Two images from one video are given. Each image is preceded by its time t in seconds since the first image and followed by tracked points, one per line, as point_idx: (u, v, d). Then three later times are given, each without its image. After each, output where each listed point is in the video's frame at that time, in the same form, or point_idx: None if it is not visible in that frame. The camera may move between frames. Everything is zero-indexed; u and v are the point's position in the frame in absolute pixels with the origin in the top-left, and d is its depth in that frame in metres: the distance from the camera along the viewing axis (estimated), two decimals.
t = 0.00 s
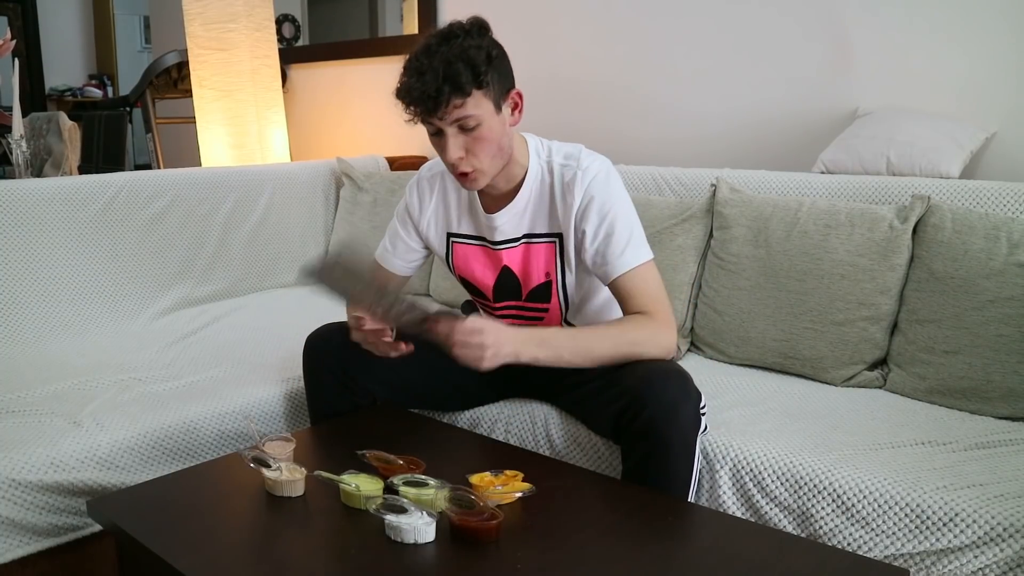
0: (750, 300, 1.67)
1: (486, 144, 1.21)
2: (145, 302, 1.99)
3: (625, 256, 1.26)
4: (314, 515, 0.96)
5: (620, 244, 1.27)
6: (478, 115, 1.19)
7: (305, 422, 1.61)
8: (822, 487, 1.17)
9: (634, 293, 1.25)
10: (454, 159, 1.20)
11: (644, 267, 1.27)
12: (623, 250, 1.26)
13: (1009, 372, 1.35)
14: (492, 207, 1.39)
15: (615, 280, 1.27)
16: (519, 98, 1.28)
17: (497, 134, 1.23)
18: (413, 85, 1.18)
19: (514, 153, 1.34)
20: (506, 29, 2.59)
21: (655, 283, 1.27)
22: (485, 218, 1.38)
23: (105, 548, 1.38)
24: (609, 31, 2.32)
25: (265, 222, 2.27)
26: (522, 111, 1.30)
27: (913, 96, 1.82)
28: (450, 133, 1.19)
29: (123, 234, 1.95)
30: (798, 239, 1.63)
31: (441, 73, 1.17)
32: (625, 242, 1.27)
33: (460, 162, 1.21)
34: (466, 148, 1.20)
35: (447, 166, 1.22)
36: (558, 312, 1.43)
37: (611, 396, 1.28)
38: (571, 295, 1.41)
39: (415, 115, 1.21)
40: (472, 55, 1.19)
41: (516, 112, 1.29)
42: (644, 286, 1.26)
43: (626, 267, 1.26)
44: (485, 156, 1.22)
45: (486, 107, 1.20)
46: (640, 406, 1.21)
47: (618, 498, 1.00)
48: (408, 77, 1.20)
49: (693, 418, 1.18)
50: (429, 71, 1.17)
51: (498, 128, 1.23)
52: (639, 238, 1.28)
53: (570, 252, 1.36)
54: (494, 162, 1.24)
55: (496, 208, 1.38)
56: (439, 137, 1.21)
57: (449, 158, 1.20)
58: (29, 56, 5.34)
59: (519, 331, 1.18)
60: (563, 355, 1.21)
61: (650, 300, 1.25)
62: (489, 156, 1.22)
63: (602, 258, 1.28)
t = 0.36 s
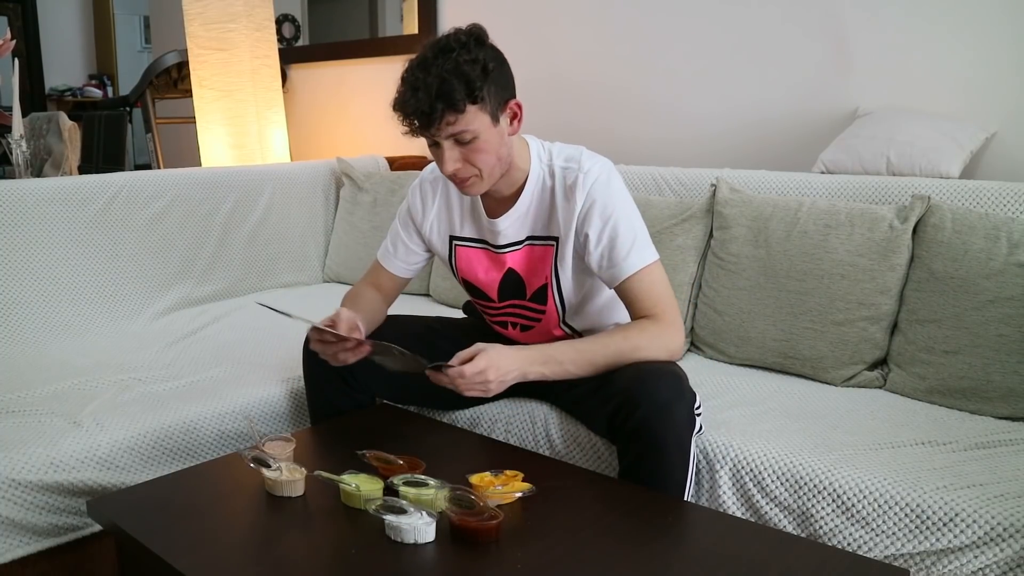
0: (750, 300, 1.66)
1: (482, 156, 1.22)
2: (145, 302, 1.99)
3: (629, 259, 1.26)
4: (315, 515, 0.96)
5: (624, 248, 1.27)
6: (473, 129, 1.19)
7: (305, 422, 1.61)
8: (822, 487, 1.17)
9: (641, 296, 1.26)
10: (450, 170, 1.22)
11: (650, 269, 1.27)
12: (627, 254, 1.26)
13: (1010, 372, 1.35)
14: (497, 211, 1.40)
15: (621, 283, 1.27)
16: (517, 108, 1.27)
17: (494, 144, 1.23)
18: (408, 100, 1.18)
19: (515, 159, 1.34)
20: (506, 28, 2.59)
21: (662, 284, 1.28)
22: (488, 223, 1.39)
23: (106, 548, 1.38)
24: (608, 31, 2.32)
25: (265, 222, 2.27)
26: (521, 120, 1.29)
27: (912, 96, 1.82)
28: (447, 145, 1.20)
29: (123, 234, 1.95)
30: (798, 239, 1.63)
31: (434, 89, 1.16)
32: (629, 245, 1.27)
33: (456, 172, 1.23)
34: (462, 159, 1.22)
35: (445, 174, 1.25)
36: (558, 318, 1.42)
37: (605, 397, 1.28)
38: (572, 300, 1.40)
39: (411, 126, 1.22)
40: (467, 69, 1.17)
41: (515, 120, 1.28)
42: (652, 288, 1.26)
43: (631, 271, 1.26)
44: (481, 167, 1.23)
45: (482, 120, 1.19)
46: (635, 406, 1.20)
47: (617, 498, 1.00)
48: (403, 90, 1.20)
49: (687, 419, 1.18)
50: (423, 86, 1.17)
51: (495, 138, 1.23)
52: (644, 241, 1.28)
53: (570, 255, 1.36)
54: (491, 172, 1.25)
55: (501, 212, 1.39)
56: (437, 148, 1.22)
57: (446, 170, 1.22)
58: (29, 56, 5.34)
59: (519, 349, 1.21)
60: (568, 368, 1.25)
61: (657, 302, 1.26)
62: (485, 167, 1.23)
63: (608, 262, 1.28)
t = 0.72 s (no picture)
0: (750, 300, 1.67)
1: (494, 155, 1.22)
2: (145, 302, 1.99)
3: (635, 260, 1.26)
4: (315, 515, 0.96)
5: (630, 249, 1.27)
6: (485, 128, 1.19)
7: (304, 422, 1.61)
8: (822, 487, 1.17)
9: (647, 296, 1.26)
10: (465, 171, 1.21)
11: (656, 270, 1.27)
12: (633, 254, 1.26)
13: (1010, 372, 1.35)
14: (499, 212, 1.40)
15: (626, 283, 1.27)
16: (523, 105, 1.28)
17: (504, 143, 1.23)
18: (418, 103, 1.17)
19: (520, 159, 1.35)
20: (506, 28, 2.59)
21: (668, 284, 1.28)
22: (490, 224, 1.39)
23: (105, 548, 1.38)
24: (609, 31, 2.32)
25: (265, 222, 2.27)
26: (527, 117, 1.30)
27: (913, 96, 1.82)
28: (459, 146, 1.20)
29: (123, 234, 1.95)
30: (798, 239, 1.63)
31: (445, 89, 1.16)
32: (635, 246, 1.27)
33: (470, 175, 1.22)
34: (474, 160, 1.21)
35: (458, 178, 1.23)
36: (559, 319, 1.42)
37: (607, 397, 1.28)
38: (574, 301, 1.40)
39: (420, 131, 1.21)
40: (474, 67, 1.18)
41: (521, 118, 1.29)
42: (658, 288, 1.27)
43: (636, 271, 1.26)
44: (493, 167, 1.23)
45: (492, 118, 1.20)
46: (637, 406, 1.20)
47: (618, 498, 1.00)
48: (410, 94, 1.19)
49: (690, 419, 1.18)
50: (433, 88, 1.16)
51: (504, 136, 1.23)
52: (649, 241, 1.28)
53: (572, 256, 1.36)
54: (503, 172, 1.25)
55: (503, 213, 1.39)
56: (448, 151, 1.21)
57: (460, 171, 1.21)
58: (29, 56, 5.35)
59: (528, 348, 1.22)
60: (574, 367, 1.25)
61: (662, 302, 1.26)
62: (497, 167, 1.23)
63: (613, 263, 1.28)
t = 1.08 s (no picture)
0: (750, 300, 1.66)
1: (477, 160, 1.22)
2: (145, 302, 1.98)
3: (634, 258, 1.25)
4: (315, 515, 0.96)
5: (628, 247, 1.26)
6: (470, 133, 1.19)
7: (305, 422, 1.61)
8: (822, 487, 1.17)
9: (648, 296, 1.25)
10: (444, 171, 1.22)
11: (655, 268, 1.26)
12: (632, 253, 1.26)
13: (1010, 372, 1.35)
14: (495, 210, 1.40)
15: (625, 283, 1.27)
16: (518, 114, 1.26)
17: (490, 149, 1.23)
18: (406, 99, 1.18)
19: (516, 161, 1.34)
20: (506, 28, 2.58)
21: (668, 283, 1.27)
22: (487, 223, 1.39)
23: (105, 548, 1.38)
24: (609, 31, 2.32)
25: (265, 222, 2.27)
26: (522, 125, 1.28)
27: (912, 96, 1.82)
28: (442, 147, 1.21)
29: (123, 234, 1.95)
30: (798, 239, 1.63)
31: (433, 90, 1.16)
32: (633, 244, 1.26)
33: (450, 175, 1.23)
34: (457, 161, 1.22)
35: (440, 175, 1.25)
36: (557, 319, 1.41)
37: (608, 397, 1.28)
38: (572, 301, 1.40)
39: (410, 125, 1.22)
40: (466, 72, 1.17)
41: (516, 126, 1.27)
42: (658, 286, 1.26)
43: (636, 270, 1.25)
44: (475, 172, 1.23)
45: (479, 125, 1.19)
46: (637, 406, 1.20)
47: (618, 498, 1.00)
48: (403, 88, 1.20)
49: (690, 418, 1.18)
50: (422, 86, 1.17)
51: (492, 143, 1.23)
52: (647, 240, 1.27)
53: (569, 255, 1.35)
54: (486, 177, 1.25)
55: (500, 212, 1.39)
56: (433, 149, 1.23)
57: (440, 171, 1.23)
58: (29, 56, 5.35)
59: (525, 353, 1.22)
60: (574, 369, 1.24)
61: (663, 302, 1.25)
62: (480, 171, 1.23)
63: (611, 262, 1.28)
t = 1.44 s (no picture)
0: (750, 300, 1.66)
1: (472, 155, 1.22)
2: (145, 302, 1.98)
3: (620, 254, 1.24)
4: (315, 515, 0.96)
5: (615, 243, 1.25)
6: (465, 127, 1.19)
7: (305, 422, 1.61)
8: (822, 487, 1.17)
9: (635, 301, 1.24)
10: (439, 166, 1.22)
11: (642, 265, 1.25)
12: (618, 249, 1.25)
13: (1010, 372, 1.35)
14: (490, 207, 1.40)
15: (612, 279, 1.26)
16: (513, 110, 1.26)
17: (484, 145, 1.23)
18: (402, 93, 1.19)
19: (508, 158, 1.34)
20: (505, 28, 2.58)
21: (654, 282, 1.26)
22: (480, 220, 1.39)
23: (105, 548, 1.38)
24: (609, 30, 2.31)
25: (265, 222, 2.27)
26: (517, 122, 1.28)
27: (913, 96, 1.82)
28: (437, 141, 1.20)
29: (123, 235, 1.95)
30: (798, 239, 1.62)
31: (428, 84, 1.17)
32: (619, 240, 1.25)
33: (445, 170, 1.23)
34: (451, 156, 1.22)
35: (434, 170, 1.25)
36: (552, 318, 1.41)
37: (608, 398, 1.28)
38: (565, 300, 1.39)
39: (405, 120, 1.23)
40: (461, 67, 1.17)
41: (510, 122, 1.28)
42: (644, 287, 1.25)
43: (622, 267, 1.24)
44: (470, 167, 1.23)
45: (474, 119, 1.19)
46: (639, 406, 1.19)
47: (618, 498, 1.00)
48: (399, 82, 1.20)
49: (694, 418, 1.18)
50: (417, 81, 1.17)
51: (487, 138, 1.23)
52: (635, 237, 1.26)
53: (561, 252, 1.35)
54: (481, 172, 1.25)
55: (494, 209, 1.39)
56: (428, 144, 1.23)
57: (434, 166, 1.23)
58: (30, 56, 5.35)
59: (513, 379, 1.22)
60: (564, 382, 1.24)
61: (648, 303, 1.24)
62: (474, 167, 1.23)
63: (598, 258, 1.27)
